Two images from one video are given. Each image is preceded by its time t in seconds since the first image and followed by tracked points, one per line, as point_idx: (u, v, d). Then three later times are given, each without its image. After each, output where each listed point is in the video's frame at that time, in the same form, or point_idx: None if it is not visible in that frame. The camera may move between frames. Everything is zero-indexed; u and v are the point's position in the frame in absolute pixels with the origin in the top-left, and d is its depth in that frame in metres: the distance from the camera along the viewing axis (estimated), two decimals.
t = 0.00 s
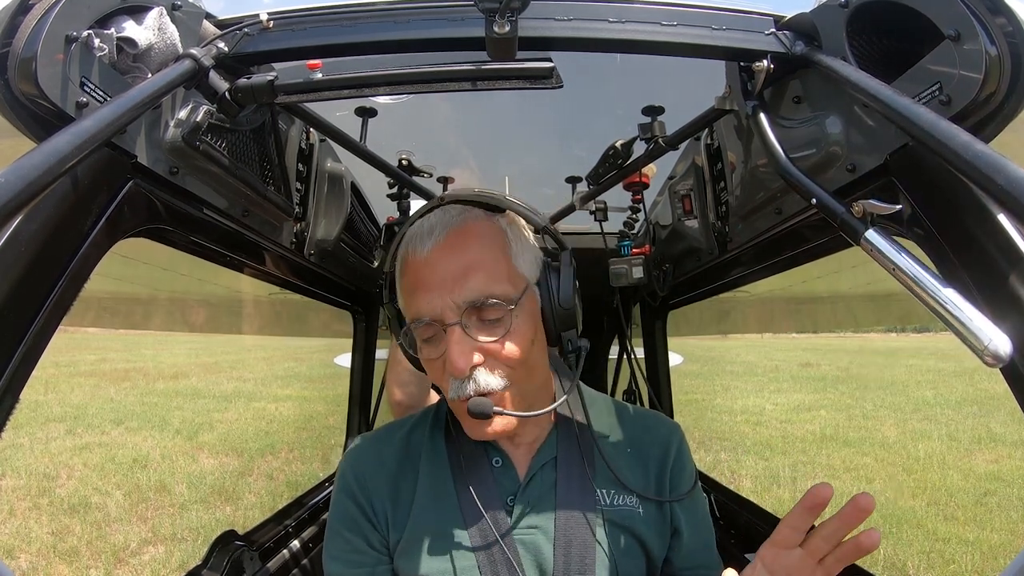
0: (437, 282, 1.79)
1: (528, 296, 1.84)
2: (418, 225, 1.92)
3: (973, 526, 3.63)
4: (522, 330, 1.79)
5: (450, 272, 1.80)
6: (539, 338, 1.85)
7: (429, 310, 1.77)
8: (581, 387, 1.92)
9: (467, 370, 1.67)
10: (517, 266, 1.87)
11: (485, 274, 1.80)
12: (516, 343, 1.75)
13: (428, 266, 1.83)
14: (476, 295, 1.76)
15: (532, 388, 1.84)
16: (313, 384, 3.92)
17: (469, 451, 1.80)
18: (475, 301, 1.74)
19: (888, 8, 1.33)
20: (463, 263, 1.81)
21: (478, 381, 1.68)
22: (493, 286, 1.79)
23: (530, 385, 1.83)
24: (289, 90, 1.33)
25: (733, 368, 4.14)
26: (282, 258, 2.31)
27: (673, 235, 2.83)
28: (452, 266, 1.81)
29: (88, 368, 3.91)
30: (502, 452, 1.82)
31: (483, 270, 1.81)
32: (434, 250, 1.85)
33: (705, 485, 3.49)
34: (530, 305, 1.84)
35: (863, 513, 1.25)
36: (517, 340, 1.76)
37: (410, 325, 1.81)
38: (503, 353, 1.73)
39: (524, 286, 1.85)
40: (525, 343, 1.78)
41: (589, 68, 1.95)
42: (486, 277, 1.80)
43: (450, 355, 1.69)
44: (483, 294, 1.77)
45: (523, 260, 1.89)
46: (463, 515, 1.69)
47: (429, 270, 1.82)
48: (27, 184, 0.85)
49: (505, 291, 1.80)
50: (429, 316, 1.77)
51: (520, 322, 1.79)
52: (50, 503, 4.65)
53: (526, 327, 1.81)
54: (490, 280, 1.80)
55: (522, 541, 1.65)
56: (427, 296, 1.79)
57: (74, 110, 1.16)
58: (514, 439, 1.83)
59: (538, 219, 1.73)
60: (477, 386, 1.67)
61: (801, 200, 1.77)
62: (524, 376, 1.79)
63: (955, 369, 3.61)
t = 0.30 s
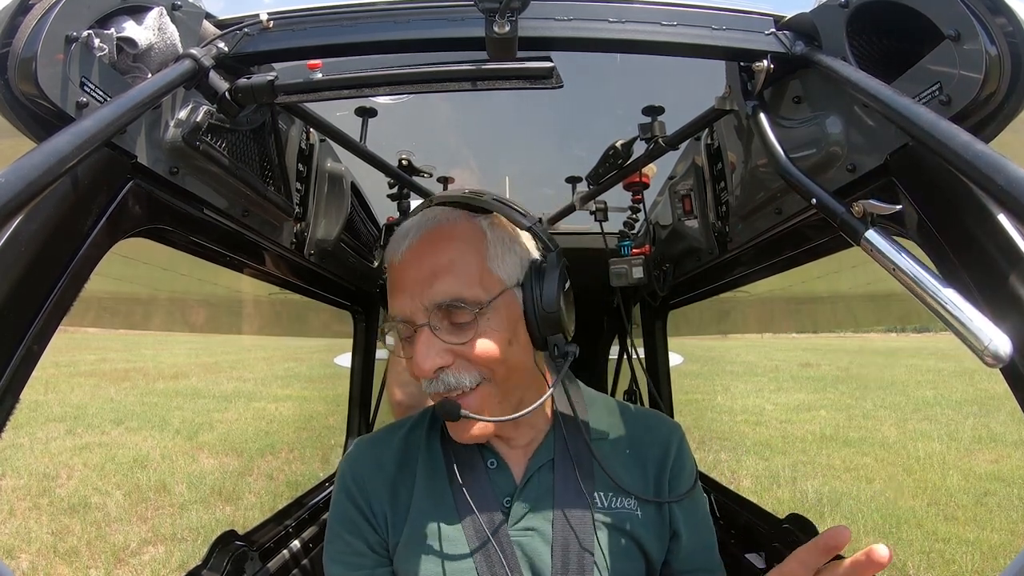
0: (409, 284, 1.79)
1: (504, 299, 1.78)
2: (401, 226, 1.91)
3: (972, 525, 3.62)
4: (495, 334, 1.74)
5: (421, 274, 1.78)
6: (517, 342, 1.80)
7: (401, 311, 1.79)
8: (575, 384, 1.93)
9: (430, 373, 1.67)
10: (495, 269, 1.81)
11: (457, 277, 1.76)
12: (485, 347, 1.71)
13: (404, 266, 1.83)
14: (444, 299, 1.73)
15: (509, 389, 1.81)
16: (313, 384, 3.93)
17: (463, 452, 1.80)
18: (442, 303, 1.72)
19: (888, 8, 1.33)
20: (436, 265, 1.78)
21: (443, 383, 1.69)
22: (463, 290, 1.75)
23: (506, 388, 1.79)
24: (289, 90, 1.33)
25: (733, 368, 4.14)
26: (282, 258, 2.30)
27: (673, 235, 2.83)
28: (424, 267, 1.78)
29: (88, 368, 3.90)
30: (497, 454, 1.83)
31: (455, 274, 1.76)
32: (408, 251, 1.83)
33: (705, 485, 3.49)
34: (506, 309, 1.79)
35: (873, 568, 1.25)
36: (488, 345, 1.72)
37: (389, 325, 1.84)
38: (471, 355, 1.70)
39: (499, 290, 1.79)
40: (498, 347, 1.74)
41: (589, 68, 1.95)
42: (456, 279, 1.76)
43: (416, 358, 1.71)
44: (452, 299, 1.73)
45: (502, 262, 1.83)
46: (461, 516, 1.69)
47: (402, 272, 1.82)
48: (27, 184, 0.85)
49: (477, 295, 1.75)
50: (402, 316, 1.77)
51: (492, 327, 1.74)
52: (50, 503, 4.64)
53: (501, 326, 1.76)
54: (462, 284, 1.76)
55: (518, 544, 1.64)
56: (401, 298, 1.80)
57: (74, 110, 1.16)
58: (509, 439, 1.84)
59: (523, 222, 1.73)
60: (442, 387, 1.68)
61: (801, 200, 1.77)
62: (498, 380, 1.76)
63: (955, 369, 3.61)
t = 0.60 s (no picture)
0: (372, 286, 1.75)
1: (456, 317, 1.64)
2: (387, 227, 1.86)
3: (973, 525, 3.63)
4: (442, 351, 1.63)
5: (381, 278, 1.73)
6: (475, 360, 1.66)
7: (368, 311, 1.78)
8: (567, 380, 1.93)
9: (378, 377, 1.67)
10: (451, 279, 1.67)
11: (409, 289, 1.66)
12: (428, 362, 1.63)
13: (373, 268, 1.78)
14: (392, 310, 1.66)
15: (470, 402, 1.71)
16: (313, 384, 3.94)
17: (457, 450, 1.79)
18: (392, 313, 1.66)
19: (888, 8, 1.32)
20: (393, 274, 1.70)
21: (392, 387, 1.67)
22: (412, 304, 1.64)
23: (464, 401, 1.71)
24: (289, 90, 1.33)
25: (734, 368, 4.14)
26: (282, 258, 2.30)
27: (673, 235, 2.83)
28: (383, 273, 1.72)
29: (88, 368, 3.90)
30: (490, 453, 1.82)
31: (407, 285, 1.67)
32: (378, 254, 1.79)
33: (705, 486, 3.49)
34: (460, 327, 1.64)
35: None
36: (431, 361, 1.63)
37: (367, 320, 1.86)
38: (416, 366, 1.63)
39: (452, 306, 1.65)
40: (443, 362, 1.63)
41: (589, 68, 1.95)
42: (407, 288, 1.66)
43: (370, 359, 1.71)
44: (399, 311, 1.65)
45: (461, 276, 1.67)
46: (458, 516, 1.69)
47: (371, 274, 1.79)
48: (27, 184, 0.85)
49: (425, 310, 1.64)
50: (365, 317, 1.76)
51: (439, 344, 1.63)
52: (50, 503, 4.63)
53: (450, 342, 1.63)
54: (412, 297, 1.65)
55: (515, 541, 1.65)
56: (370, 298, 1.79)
57: (73, 110, 1.16)
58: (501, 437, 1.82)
59: (483, 236, 1.57)
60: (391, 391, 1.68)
61: (801, 200, 1.77)
62: (450, 393, 1.68)
63: (955, 369, 3.62)
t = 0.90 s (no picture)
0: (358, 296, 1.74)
1: (444, 322, 1.64)
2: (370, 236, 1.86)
3: (973, 526, 3.63)
4: (432, 358, 1.62)
5: (367, 287, 1.71)
6: (464, 364, 1.66)
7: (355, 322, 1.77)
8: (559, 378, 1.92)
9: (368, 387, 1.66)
10: (437, 284, 1.66)
11: (395, 296, 1.66)
12: (417, 370, 1.62)
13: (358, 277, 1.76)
14: (379, 319, 1.65)
15: (461, 405, 1.71)
16: (313, 384, 3.97)
17: (452, 452, 1.79)
18: (379, 321, 1.65)
19: (888, 8, 1.32)
20: (379, 282, 1.69)
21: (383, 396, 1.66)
22: (399, 312, 1.63)
23: (456, 406, 1.70)
24: (289, 90, 1.33)
25: (734, 368, 4.15)
26: (282, 258, 2.30)
27: (673, 235, 2.84)
28: (368, 281, 1.71)
29: (88, 368, 3.90)
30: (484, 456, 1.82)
31: (394, 292, 1.66)
32: (362, 263, 1.78)
33: (704, 485, 3.41)
34: (448, 332, 1.64)
35: None
36: (420, 367, 1.62)
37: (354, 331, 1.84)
38: (406, 374, 1.62)
39: (440, 312, 1.64)
40: (433, 366, 1.62)
41: (589, 68, 1.95)
42: (392, 295, 1.66)
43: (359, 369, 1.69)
44: (386, 319, 1.64)
45: (448, 280, 1.67)
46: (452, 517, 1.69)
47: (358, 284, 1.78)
48: (27, 184, 0.85)
49: (412, 317, 1.63)
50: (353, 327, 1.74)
51: (428, 350, 1.63)
52: (50, 503, 4.60)
53: (439, 347, 1.63)
54: (398, 305, 1.64)
55: (510, 542, 1.66)
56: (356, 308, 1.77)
57: (73, 110, 1.16)
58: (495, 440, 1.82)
59: (466, 238, 1.58)
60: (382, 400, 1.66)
61: (801, 200, 1.77)
62: (441, 399, 1.67)
63: (955, 369, 3.63)
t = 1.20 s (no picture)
0: (378, 291, 1.75)
1: (474, 307, 1.68)
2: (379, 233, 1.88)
3: (973, 525, 3.63)
4: (462, 343, 1.65)
5: (389, 281, 1.73)
6: (492, 350, 1.70)
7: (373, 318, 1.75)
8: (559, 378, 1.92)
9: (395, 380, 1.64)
10: (465, 273, 1.71)
11: (425, 285, 1.69)
12: (448, 355, 1.64)
13: (378, 274, 1.77)
14: (409, 307, 1.67)
15: (486, 394, 1.73)
16: (313, 384, 3.96)
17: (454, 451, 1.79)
18: (409, 310, 1.66)
19: (888, 8, 1.32)
20: (405, 274, 1.71)
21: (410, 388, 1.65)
22: (431, 299, 1.67)
23: (480, 397, 1.72)
24: (289, 90, 1.33)
25: (734, 368, 4.14)
26: (283, 258, 2.30)
27: (673, 235, 2.83)
28: (391, 275, 1.73)
29: (88, 368, 3.90)
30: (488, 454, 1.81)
31: (422, 282, 1.69)
32: (379, 259, 1.79)
33: (705, 485, 3.44)
34: (477, 319, 1.68)
35: None
36: (453, 353, 1.64)
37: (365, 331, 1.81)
38: (437, 361, 1.64)
39: (470, 299, 1.69)
40: (465, 352, 1.65)
41: (589, 68, 1.95)
42: (421, 285, 1.69)
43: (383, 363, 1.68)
44: (417, 307, 1.66)
45: (475, 268, 1.73)
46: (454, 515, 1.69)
47: (375, 279, 1.78)
48: (27, 184, 0.85)
49: (443, 303, 1.66)
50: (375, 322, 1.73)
51: (459, 335, 1.66)
52: (50, 504, 4.63)
53: (469, 333, 1.67)
54: (428, 292, 1.68)
55: (512, 540, 1.65)
56: (372, 305, 1.76)
57: (73, 110, 1.16)
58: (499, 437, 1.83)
59: (494, 227, 1.64)
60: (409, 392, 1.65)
61: (801, 200, 1.77)
62: (468, 387, 1.69)
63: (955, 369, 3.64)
